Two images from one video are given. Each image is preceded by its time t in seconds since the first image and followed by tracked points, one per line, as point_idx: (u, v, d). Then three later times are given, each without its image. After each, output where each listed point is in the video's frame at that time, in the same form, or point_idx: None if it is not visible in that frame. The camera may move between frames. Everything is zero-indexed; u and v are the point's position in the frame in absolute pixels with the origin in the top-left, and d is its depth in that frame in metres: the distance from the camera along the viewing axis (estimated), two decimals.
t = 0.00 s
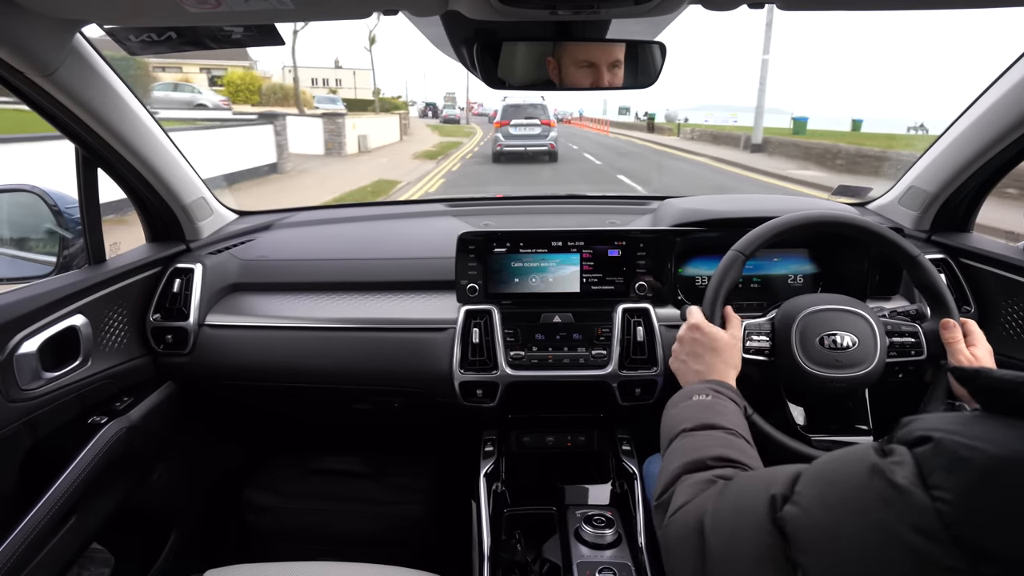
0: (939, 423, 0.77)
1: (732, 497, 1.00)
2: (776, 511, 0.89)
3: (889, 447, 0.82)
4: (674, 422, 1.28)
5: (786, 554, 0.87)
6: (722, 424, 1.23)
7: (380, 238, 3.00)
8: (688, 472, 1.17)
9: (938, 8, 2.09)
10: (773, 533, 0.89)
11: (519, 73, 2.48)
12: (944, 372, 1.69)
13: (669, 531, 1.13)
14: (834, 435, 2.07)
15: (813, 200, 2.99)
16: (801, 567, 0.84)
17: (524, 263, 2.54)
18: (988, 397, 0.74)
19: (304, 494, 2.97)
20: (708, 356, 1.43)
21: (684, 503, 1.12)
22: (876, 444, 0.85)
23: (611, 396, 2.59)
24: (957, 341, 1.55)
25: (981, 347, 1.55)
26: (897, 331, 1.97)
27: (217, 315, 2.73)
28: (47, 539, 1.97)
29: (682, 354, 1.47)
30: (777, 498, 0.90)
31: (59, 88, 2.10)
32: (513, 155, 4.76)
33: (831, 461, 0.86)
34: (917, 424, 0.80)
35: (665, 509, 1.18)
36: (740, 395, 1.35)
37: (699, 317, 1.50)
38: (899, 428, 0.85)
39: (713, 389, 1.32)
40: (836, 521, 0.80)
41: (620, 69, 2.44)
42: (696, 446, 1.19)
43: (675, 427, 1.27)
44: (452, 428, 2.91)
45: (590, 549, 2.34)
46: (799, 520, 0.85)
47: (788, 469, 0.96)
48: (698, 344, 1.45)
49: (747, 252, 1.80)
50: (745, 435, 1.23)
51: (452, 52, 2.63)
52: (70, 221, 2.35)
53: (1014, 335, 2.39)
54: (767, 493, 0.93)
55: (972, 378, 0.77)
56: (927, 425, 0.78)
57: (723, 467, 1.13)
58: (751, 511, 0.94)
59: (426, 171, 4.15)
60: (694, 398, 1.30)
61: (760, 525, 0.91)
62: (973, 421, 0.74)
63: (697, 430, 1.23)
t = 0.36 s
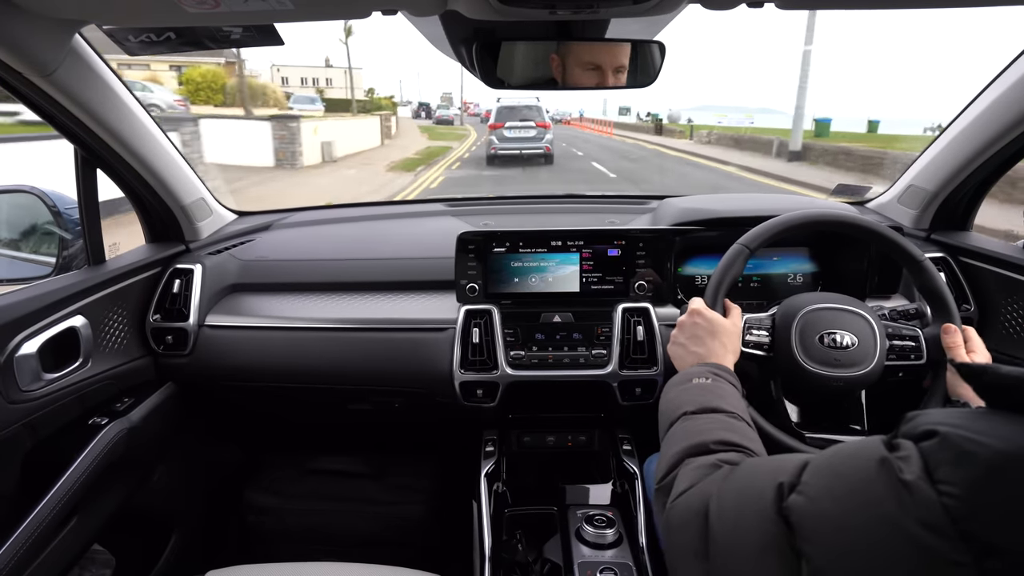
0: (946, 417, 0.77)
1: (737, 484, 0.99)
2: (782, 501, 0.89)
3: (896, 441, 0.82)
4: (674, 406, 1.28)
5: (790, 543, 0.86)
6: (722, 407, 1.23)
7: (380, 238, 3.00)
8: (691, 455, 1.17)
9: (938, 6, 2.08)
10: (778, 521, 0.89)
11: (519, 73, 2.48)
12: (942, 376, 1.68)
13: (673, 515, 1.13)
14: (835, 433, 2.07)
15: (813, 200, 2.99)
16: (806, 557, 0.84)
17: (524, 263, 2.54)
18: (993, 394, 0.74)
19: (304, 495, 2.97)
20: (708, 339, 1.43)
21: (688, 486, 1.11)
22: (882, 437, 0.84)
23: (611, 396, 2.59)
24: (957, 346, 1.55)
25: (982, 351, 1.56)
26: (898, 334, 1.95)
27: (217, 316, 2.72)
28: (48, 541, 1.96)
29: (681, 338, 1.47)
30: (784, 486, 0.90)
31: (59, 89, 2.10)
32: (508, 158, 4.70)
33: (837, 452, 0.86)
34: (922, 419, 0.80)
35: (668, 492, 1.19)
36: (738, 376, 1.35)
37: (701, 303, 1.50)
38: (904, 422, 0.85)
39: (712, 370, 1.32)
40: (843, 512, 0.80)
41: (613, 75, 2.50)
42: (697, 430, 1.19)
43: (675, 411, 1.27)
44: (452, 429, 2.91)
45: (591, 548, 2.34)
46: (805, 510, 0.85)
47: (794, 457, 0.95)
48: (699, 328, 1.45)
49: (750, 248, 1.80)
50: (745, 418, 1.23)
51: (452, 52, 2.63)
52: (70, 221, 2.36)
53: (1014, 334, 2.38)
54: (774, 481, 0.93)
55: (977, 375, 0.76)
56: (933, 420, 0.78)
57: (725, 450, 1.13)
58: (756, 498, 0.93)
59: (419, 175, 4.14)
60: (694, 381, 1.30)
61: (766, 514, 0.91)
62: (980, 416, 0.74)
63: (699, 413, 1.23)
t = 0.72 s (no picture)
0: (945, 420, 0.77)
1: (733, 488, 1.00)
2: (780, 504, 0.89)
3: (894, 444, 0.81)
4: (675, 414, 1.28)
5: (789, 547, 0.86)
6: (723, 415, 1.22)
7: (380, 238, 3.00)
8: (689, 462, 1.17)
9: (938, 7, 2.08)
10: (776, 525, 0.88)
11: (519, 73, 2.48)
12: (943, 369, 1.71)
13: (670, 521, 1.13)
14: (835, 435, 2.07)
15: (813, 200, 2.99)
16: (804, 562, 0.84)
17: (524, 263, 2.53)
18: (994, 396, 0.73)
19: (304, 495, 2.97)
20: (710, 349, 1.42)
21: (685, 492, 1.11)
22: (881, 440, 0.84)
23: (610, 396, 2.59)
24: (957, 341, 1.55)
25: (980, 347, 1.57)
26: (897, 330, 1.97)
27: (217, 316, 2.72)
28: (47, 541, 1.96)
29: (683, 347, 1.46)
30: (781, 491, 0.90)
31: (59, 88, 2.10)
32: (501, 157, 4.93)
33: (837, 455, 0.86)
34: (922, 422, 0.80)
35: (666, 497, 1.19)
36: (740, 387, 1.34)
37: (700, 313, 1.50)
38: (903, 425, 0.84)
39: (714, 379, 1.32)
40: (841, 515, 0.80)
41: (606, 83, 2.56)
42: (696, 437, 1.19)
43: (675, 418, 1.27)
44: (452, 429, 2.91)
45: (590, 549, 2.34)
46: (803, 514, 0.85)
47: (792, 461, 0.95)
48: (699, 337, 1.44)
49: (746, 253, 1.80)
50: (746, 426, 1.22)
51: (452, 52, 2.62)
52: (69, 221, 2.35)
53: (1014, 335, 2.38)
54: (771, 485, 0.93)
55: (978, 378, 0.75)
56: (933, 423, 0.78)
57: (723, 457, 1.13)
58: (753, 503, 0.93)
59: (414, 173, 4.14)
60: (695, 389, 1.30)
61: (763, 518, 0.91)
62: (979, 418, 0.74)
63: (699, 420, 1.23)
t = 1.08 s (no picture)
0: (942, 423, 0.77)
1: (733, 495, 1.00)
2: (778, 510, 0.89)
3: (892, 448, 0.82)
4: (673, 422, 1.28)
5: (787, 553, 0.86)
6: (722, 423, 1.23)
7: (380, 238, 3.00)
8: (688, 471, 1.17)
9: (938, 8, 2.08)
10: (774, 531, 0.89)
11: (519, 73, 2.48)
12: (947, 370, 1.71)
13: (670, 529, 1.13)
14: (834, 436, 2.07)
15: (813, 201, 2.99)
16: (803, 567, 0.84)
17: (524, 263, 2.54)
18: (991, 398, 0.74)
19: (303, 494, 2.97)
20: (708, 357, 1.42)
21: (685, 502, 1.12)
22: (879, 444, 0.84)
23: (610, 397, 2.59)
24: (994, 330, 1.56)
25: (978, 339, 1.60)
26: (896, 328, 1.98)
27: (217, 315, 2.72)
28: (46, 539, 1.97)
29: (680, 355, 1.47)
30: (779, 497, 0.90)
31: (59, 87, 2.10)
32: (495, 159, 4.85)
33: (835, 460, 0.86)
34: (920, 425, 0.80)
35: (665, 508, 1.18)
36: (739, 394, 1.35)
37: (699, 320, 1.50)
38: (901, 429, 0.85)
39: (712, 388, 1.32)
40: (839, 519, 0.80)
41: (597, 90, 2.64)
42: (695, 446, 1.19)
43: (674, 426, 1.27)
44: (452, 429, 2.91)
45: (589, 549, 2.34)
46: (802, 519, 0.85)
47: (789, 468, 0.96)
48: (698, 345, 1.45)
49: (742, 257, 1.80)
50: (744, 434, 1.23)
51: (452, 52, 2.62)
52: (69, 220, 2.35)
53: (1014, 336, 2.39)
54: (769, 492, 0.93)
55: (975, 380, 0.75)
56: (930, 426, 0.78)
57: (723, 466, 1.13)
58: (752, 509, 0.94)
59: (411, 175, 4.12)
60: (693, 398, 1.30)
61: (762, 525, 0.91)
62: (976, 421, 0.75)
63: (697, 429, 1.23)
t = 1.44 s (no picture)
0: (948, 421, 0.77)
1: (736, 489, 0.99)
2: (783, 505, 0.89)
3: (898, 445, 0.81)
4: (673, 414, 1.28)
5: (792, 548, 0.86)
6: (722, 414, 1.23)
7: (380, 238, 3.00)
8: (690, 462, 1.16)
9: (939, 9, 2.08)
10: (779, 526, 0.88)
11: (519, 73, 2.48)
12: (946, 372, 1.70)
13: (672, 522, 1.12)
14: (834, 436, 2.07)
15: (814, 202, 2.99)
16: (809, 563, 0.84)
17: (524, 264, 2.53)
18: (994, 399, 0.73)
19: (303, 495, 2.96)
20: (708, 350, 1.42)
21: (687, 493, 1.11)
22: (885, 441, 0.84)
23: (610, 397, 2.59)
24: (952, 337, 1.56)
25: (938, 350, 1.64)
26: (897, 332, 1.98)
27: (217, 315, 2.72)
28: (46, 540, 1.96)
29: (679, 348, 1.47)
30: (784, 491, 0.90)
31: (58, 88, 2.10)
32: (489, 158, 4.81)
33: (840, 456, 0.86)
34: (925, 423, 0.80)
35: (667, 498, 1.18)
36: (738, 386, 1.35)
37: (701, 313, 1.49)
38: (906, 426, 0.84)
39: (711, 379, 1.32)
40: (845, 516, 0.80)
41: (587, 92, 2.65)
42: (696, 437, 1.19)
43: (674, 418, 1.27)
44: (452, 429, 2.91)
45: (590, 550, 2.33)
46: (807, 514, 0.84)
47: (794, 463, 0.95)
48: (698, 337, 1.45)
49: (747, 253, 1.80)
50: (744, 425, 1.22)
51: (453, 53, 2.62)
52: (69, 221, 2.35)
53: (1015, 337, 2.38)
54: (774, 486, 0.92)
55: (978, 381, 0.75)
56: (936, 424, 0.78)
57: (724, 456, 1.13)
58: (756, 504, 0.93)
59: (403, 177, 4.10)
60: (693, 390, 1.30)
61: (767, 519, 0.90)
62: (982, 419, 0.74)
63: (698, 421, 1.23)
